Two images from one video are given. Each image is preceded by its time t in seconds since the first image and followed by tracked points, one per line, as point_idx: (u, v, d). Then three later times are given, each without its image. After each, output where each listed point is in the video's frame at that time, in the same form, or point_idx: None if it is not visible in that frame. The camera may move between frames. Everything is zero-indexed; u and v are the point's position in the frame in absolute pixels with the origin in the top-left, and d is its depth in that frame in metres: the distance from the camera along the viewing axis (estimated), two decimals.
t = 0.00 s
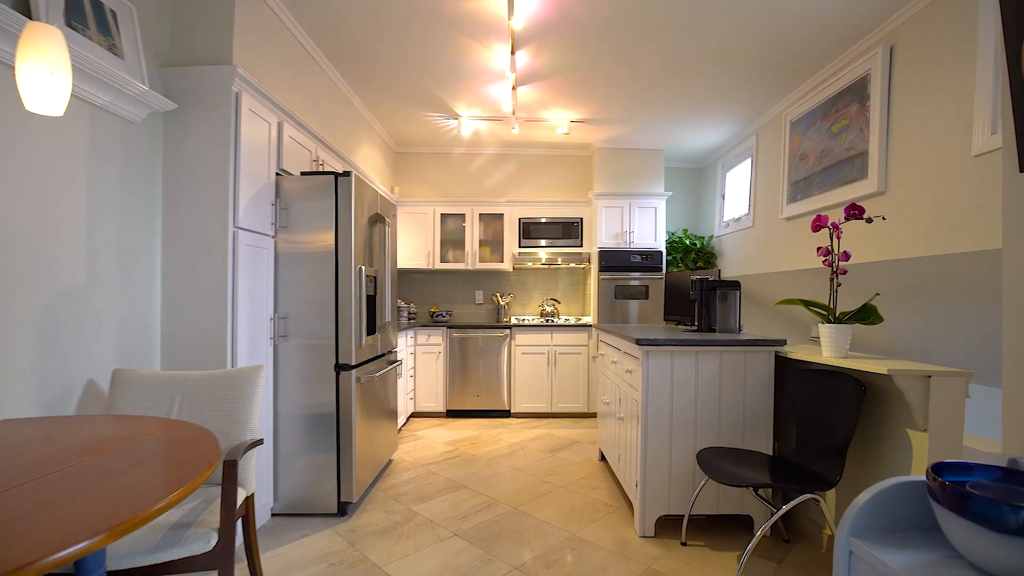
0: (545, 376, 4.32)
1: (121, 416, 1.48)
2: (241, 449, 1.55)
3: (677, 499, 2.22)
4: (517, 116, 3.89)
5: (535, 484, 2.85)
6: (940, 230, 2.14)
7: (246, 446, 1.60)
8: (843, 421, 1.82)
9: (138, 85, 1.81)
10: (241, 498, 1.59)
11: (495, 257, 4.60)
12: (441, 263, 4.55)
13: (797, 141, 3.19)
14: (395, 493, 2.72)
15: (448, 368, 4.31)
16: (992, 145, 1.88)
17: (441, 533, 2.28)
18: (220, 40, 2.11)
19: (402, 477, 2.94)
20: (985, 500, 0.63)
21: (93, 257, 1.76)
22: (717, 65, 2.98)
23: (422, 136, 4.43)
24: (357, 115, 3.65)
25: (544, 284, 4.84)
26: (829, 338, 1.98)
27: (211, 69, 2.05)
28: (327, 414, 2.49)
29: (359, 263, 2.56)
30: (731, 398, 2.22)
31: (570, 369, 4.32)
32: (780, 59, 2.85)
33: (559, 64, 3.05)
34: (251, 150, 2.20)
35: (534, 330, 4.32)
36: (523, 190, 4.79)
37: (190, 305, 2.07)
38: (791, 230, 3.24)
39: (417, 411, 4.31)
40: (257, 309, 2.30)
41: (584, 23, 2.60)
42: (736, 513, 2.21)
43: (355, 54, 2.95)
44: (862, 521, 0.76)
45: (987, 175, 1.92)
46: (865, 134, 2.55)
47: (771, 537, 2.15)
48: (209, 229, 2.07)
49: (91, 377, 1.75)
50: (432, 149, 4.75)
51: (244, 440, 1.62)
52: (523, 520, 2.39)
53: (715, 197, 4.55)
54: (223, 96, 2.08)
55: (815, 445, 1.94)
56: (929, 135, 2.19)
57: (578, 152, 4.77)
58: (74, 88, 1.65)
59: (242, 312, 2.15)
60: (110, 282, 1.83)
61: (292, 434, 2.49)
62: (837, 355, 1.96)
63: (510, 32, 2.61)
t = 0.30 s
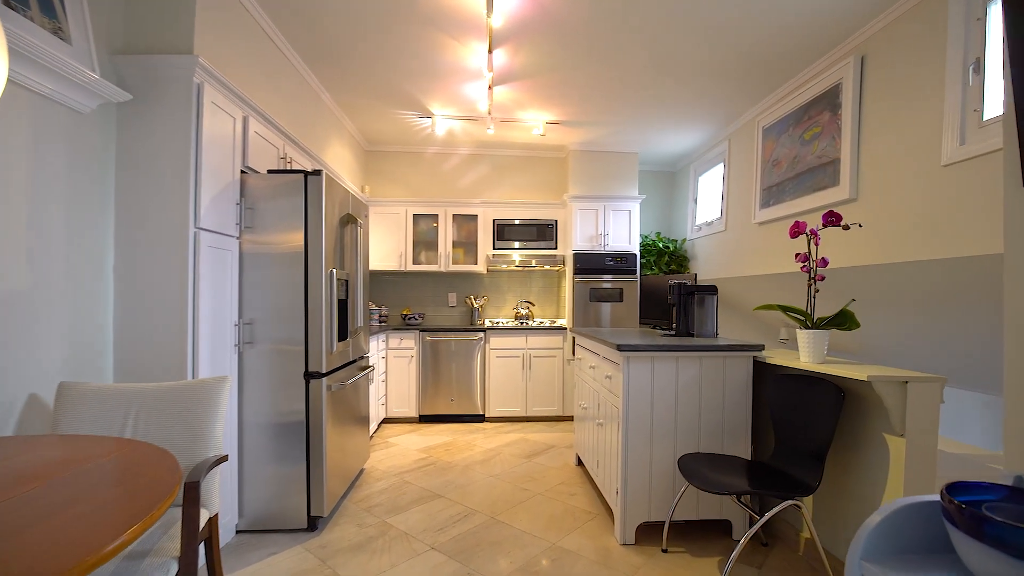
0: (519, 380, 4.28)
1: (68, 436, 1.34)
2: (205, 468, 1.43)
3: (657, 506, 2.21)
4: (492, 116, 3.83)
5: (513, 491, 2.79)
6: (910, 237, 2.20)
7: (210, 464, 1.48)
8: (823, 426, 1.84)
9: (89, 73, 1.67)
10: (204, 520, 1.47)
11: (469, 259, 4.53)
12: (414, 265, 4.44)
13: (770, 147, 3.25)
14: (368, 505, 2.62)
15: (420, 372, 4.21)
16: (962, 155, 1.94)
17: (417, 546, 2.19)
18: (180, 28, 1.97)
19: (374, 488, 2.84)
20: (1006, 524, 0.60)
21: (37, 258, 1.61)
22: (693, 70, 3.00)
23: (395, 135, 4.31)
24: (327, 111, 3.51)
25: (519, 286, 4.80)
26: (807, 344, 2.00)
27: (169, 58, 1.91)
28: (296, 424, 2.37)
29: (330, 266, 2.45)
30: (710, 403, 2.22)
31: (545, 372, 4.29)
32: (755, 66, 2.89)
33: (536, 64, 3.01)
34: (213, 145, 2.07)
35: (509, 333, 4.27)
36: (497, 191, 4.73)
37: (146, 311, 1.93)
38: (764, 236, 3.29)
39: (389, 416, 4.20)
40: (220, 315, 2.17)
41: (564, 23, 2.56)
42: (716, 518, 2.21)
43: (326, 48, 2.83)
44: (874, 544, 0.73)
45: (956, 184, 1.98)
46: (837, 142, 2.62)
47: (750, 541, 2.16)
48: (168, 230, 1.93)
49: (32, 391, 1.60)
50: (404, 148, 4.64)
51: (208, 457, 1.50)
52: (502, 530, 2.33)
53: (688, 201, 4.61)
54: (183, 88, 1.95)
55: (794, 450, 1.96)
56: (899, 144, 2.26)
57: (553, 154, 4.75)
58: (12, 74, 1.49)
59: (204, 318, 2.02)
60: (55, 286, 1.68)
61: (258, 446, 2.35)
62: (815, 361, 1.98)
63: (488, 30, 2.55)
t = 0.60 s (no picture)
0: (498, 383, 4.22)
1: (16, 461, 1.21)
2: (173, 489, 1.32)
3: (644, 512, 2.19)
4: (472, 115, 3.75)
5: (495, 499, 2.73)
6: (888, 243, 2.24)
7: (179, 483, 1.36)
8: (810, 431, 1.84)
9: (41, 57, 1.52)
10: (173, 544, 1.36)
11: (446, 260, 4.43)
12: (389, 266, 4.32)
13: (748, 151, 3.30)
14: (345, 517, 2.51)
15: (396, 376, 4.10)
16: (940, 164, 1.99)
17: (399, 560, 2.11)
18: (142, 12, 1.83)
19: (351, 498, 2.73)
20: None
21: None
22: (675, 74, 3.01)
23: (370, 132, 4.19)
24: (299, 106, 3.37)
25: (496, 288, 4.74)
26: (793, 348, 2.01)
27: (130, 44, 1.77)
28: (268, 436, 2.25)
29: (305, 268, 2.33)
30: (697, 408, 2.22)
31: (524, 375, 4.25)
32: (736, 71, 2.91)
33: (519, 63, 2.96)
34: (179, 139, 1.93)
35: (487, 336, 4.20)
36: (475, 191, 4.66)
37: (105, 317, 1.79)
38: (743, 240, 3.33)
39: (363, 422, 4.07)
40: (187, 320, 2.03)
41: (550, 22, 2.52)
42: (702, 522, 2.20)
43: (300, 39, 2.70)
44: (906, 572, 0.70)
45: (934, 192, 2.03)
46: (816, 148, 2.67)
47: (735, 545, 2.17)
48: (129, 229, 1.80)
49: None
50: (379, 145, 4.51)
51: (176, 476, 1.39)
52: (486, 541, 2.27)
53: (665, 204, 4.64)
54: (146, 76, 1.81)
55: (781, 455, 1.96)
56: (877, 151, 2.31)
57: (532, 155, 4.71)
58: None
59: (169, 324, 1.89)
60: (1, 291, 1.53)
61: (227, 459, 2.22)
62: (800, 366, 1.99)
63: (472, 26, 2.48)
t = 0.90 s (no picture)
0: (478, 385, 4.15)
1: None
2: (144, 509, 1.21)
3: (634, 516, 2.16)
4: (454, 112, 3.67)
5: (480, 505, 2.67)
6: (871, 246, 2.28)
7: (151, 501, 1.25)
8: (802, 432, 1.85)
9: None
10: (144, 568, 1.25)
11: (425, 260, 4.34)
12: (366, 265, 4.20)
13: (730, 154, 3.33)
14: (324, 528, 2.41)
15: (374, 379, 3.98)
16: (923, 169, 2.03)
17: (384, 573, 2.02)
18: None
19: (331, 508, 2.62)
20: None
21: None
22: (660, 76, 3.00)
23: (347, 127, 4.06)
24: (274, 99, 3.23)
25: (476, 288, 4.67)
26: (783, 350, 2.02)
27: (93, 25, 1.64)
28: (243, 445, 2.13)
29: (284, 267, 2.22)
30: (687, 410, 2.21)
31: (505, 377, 4.19)
32: (720, 74, 2.93)
33: (505, 59, 2.90)
34: (147, 129, 1.80)
35: (468, 337, 4.13)
36: (456, 190, 4.58)
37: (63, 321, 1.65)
38: (726, 242, 3.36)
39: (340, 427, 3.94)
40: (155, 323, 1.90)
41: (538, 19, 2.47)
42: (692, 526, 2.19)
43: (277, 28, 2.58)
44: None
45: (917, 196, 2.07)
46: (799, 152, 2.70)
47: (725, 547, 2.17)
48: (91, 225, 1.66)
49: None
50: (356, 142, 4.38)
51: (147, 494, 1.27)
52: (474, 550, 2.21)
53: (646, 205, 4.66)
54: (111, 60, 1.68)
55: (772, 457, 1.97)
56: (860, 156, 2.35)
57: (513, 154, 4.66)
58: None
59: (136, 327, 1.76)
60: None
61: (198, 471, 2.09)
62: (791, 368, 2.00)
63: (460, 19, 2.41)
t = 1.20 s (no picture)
0: (457, 386, 4.08)
1: None
2: (104, 527, 1.10)
3: (621, 519, 2.14)
4: (433, 107, 3.60)
5: (462, 510, 2.60)
6: (849, 246, 2.32)
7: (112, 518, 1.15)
8: (788, 431, 1.86)
9: None
10: None
11: (402, 259, 4.24)
12: (340, 264, 4.08)
13: (710, 155, 3.36)
14: (299, 538, 2.30)
15: (349, 382, 3.86)
16: (901, 170, 2.07)
17: None
18: None
19: (305, 517, 2.51)
20: None
21: None
22: (642, 75, 2.99)
23: (321, 121, 3.93)
24: (244, 89, 3.09)
25: (454, 288, 4.59)
26: (768, 349, 2.02)
27: None
28: (211, 453, 2.01)
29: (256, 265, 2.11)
30: (672, 410, 2.19)
31: (484, 378, 4.13)
32: (701, 75, 2.95)
33: (487, 54, 2.84)
34: (106, 115, 1.67)
35: (447, 338, 4.05)
36: (433, 187, 4.49)
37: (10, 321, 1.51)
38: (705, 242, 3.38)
39: (313, 431, 3.81)
40: (115, 324, 1.77)
41: (523, 12, 2.42)
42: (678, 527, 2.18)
43: (249, 14, 2.46)
44: None
45: (894, 198, 2.11)
46: (779, 153, 2.74)
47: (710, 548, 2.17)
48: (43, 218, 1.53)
49: None
50: (329, 136, 4.25)
51: (107, 511, 1.17)
52: (457, 557, 2.14)
53: (624, 205, 4.68)
54: (66, 38, 1.55)
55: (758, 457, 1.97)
56: (839, 158, 2.39)
57: (491, 152, 4.60)
58: None
59: (93, 328, 1.63)
60: None
61: (162, 482, 1.96)
62: (775, 367, 2.01)
63: (442, 9, 2.34)
